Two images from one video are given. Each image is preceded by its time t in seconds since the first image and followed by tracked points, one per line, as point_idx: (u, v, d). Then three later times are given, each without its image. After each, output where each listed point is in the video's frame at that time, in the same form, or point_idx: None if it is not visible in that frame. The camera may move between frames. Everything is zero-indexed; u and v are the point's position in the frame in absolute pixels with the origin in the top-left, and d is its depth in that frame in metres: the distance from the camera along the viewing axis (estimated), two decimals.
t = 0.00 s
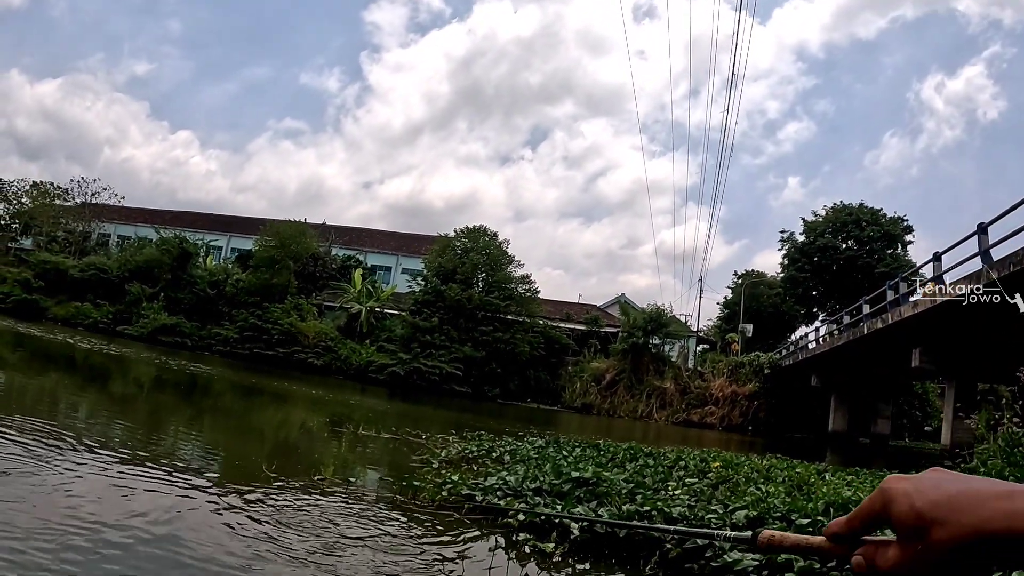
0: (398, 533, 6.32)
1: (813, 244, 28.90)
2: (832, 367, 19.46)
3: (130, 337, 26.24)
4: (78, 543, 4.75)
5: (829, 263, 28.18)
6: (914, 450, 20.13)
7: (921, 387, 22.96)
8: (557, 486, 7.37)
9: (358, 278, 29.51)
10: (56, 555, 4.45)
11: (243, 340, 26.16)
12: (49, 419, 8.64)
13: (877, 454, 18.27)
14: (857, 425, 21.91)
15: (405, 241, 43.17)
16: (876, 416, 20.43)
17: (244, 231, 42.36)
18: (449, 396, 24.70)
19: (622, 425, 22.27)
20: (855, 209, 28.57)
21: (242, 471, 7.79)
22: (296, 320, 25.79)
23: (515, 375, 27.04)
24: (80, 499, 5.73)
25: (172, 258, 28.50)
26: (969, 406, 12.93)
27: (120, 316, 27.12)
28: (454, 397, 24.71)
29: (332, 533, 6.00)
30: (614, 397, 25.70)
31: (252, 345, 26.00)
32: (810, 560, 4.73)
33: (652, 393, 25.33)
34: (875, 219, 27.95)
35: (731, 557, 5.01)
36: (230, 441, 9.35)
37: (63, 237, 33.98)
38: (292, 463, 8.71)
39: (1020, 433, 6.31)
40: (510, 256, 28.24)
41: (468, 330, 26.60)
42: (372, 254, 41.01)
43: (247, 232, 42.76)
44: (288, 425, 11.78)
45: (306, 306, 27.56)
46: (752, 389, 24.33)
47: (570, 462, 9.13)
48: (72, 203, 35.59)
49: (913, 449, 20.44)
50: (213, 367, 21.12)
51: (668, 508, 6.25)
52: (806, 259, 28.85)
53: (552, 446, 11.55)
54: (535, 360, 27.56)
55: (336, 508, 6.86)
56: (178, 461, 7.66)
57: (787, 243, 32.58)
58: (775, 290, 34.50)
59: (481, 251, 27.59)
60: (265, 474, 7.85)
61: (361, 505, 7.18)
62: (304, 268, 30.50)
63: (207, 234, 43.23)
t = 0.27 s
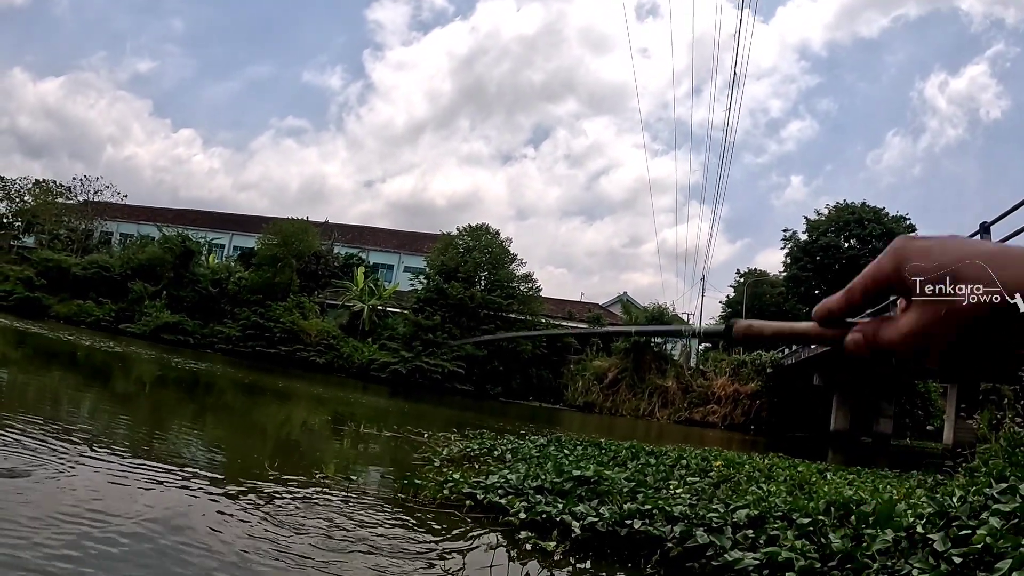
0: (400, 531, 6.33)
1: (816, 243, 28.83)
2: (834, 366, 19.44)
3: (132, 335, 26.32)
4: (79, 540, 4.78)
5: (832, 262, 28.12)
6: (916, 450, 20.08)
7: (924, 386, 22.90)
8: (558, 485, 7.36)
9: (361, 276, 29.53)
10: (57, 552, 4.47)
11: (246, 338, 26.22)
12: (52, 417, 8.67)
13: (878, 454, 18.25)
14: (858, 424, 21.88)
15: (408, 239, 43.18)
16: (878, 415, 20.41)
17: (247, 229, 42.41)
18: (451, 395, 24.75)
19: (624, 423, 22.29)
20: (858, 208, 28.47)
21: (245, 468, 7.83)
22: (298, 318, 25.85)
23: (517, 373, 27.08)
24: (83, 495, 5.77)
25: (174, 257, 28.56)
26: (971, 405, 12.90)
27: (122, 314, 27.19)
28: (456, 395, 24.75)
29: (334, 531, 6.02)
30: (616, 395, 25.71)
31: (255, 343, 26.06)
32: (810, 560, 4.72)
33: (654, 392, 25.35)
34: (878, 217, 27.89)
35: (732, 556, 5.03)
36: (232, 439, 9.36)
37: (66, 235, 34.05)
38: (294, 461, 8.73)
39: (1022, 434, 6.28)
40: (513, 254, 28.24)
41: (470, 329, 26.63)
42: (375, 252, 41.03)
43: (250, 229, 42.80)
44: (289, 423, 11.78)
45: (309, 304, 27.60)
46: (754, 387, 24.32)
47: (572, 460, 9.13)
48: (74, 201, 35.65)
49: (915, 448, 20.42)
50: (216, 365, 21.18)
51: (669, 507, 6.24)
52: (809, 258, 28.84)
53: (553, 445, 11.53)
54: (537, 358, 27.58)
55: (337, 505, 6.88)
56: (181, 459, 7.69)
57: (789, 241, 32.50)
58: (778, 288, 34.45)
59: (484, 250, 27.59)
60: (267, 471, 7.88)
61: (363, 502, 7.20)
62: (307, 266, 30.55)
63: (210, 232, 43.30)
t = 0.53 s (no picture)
0: (399, 529, 6.34)
1: (817, 242, 28.79)
2: (835, 365, 19.43)
3: (133, 333, 26.35)
4: (79, 537, 4.78)
5: (833, 261, 28.10)
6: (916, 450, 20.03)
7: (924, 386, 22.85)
8: (558, 483, 7.37)
9: (362, 275, 29.56)
10: (56, 549, 4.48)
11: (247, 336, 26.24)
12: (52, 414, 8.68)
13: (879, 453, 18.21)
14: (858, 424, 21.85)
15: (409, 237, 43.18)
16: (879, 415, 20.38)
17: (248, 227, 42.42)
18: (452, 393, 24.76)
19: (624, 422, 22.28)
20: (859, 207, 28.43)
21: (244, 466, 7.84)
22: (299, 316, 25.85)
23: (518, 372, 27.09)
24: (82, 493, 5.77)
25: (175, 255, 28.57)
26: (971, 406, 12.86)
27: (123, 312, 27.20)
28: (456, 393, 24.75)
29: (334, 529, 6.02)
30: (617, 393, 25.72)
31: (256, 342, 26.08)
32: (810, 558, 4.73)
33: (654, 390, 25.35)
34: (880, 216, 27.85)
35: (732, 555, 5.03)
36: (233, 437, 9.38)
37: (67, 233, 34.08)
38: (294, 458, 8.75)
39: (1022, 434, 6.30)
40: (514, 252, 28.24)
41: (471, 327, 26.64)
42: (376, 250, 41.04)
43: (251, 227, 42.82)
44: (290, 421, 11.82)
45: (309, 302, 27.61)
46: (755, 386, 24.30)
47: (572, 459, 9.13)
48: (75, 199, 35.68)
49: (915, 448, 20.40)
50: (217, 363, 21.22)
51: (669, 506, 6.26)
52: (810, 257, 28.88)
53: (553, 444, 11.55)
54: (538, 356, 27.58)
55: (337, 503, 6.88)
56: (181, 456, 7.71)
57: (791, 240, 32.47)
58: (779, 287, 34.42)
59: (485, 248, 27.59)
60: (267, 468, 7.91)
61: (362, 500, 7.21)
62: (308, 264, 30.56)
63: (211, 230, 43.35)
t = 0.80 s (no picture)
0: (399, 527, 6.34)
1: (818, 241, 28.78)
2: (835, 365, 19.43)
3: (134, 331, 26.36)
4: (79, 535, 4.78)
5: (833, 261, 28.08)
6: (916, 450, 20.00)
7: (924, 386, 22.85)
8: (559, 481, 7.39)
9: (362, 273, 29.56)
10: (56, 547, 4.48)
11: (247, 334, 26.24)
12: (52, 412, 8.67)
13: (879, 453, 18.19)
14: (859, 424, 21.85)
15: (409, 236, 43.19)
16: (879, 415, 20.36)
17: (249, 226, 42.43)
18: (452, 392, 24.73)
19: (625, 421, 22.26)
20: (860, 206, 28.44)
21: (243, 464, 7.84)
22: (299, 314, 25.83)
23: (518, 371, 27.09)
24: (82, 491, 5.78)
25: (176, 253, 28.56)
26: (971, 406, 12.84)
27: (124, 310, 27.20)
28: (456, 392, 24.74)
29: (334, 527, 6.02)
30: (617, 392, 25.73)
31: (256, 340, 26.08)
32: (811, 558, 4.74)
33: (654, 389, 25.34)
34: (880, 216, 27.86)
35: (732, 554, 5.03)
36: (234, 435, 9.39)
37: (67, 231, 34.07)
38: (294, 457, 8.75)
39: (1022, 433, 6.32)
40: (514, 251, 28.23)
41: (472, 326, 26.63)
42: (376, 249, 41.05)
43: (251, 226, 42.83)
44: (291, 419, 11.82)
45: (310, 301, 27.60)
46: (755, 386, 24.28)
47: (572, 457, 9.13)
48: (76, 197, 35.67)
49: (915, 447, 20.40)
50: (217, 361, 21.23)
51: (669, 504, 6.27)
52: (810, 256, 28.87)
53: (554, 442, 11.58)
54: (538, 355, 27.57)
55: (337, 502, 6.89)
56: (180, 454, 7.71)
57: (791, 239, 32.49)
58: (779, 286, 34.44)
59: (485, 247, 27.61)
60: (266, 467, 7.90)
61: (362, 498, 7.21)
62: (308, 263, 30.56)
63: (211, 228, 43.34)
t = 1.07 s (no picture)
0: (400, 525, 6.38)
1: (817, 240, 28.78)
2: (834, 363, 19.46)
3: (133, 328, 26.36)
4: (81, 534, 4.79)
5: (833, 259, 28.11)
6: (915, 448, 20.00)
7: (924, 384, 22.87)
8: (558, 479, 7.39)
9: (362, 271, 29.57)
10: (58, 546, 4.48)
11: (246, 332, 26.24)
12: (52, 410, 8.69)
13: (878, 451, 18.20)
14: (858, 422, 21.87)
15: (409, 234, 43.18)
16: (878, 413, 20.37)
17: (248, 224, 42.42)
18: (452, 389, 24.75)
19: (624, 419, 22.30)
20: (859, 205, 28.46)
21: (244, 461, 7.88)
22: (299, 312, 25.84)
23: (518, 368, 27.11)
24: (84, 489, 5.79)
25: (175, 251, 28.56)
26: (970, 404, 12.84)
27: (123, 307, 27.19)
28: (456, 390, 24.76)
29: (335, 525, 6.06)
30: (617, 391, 25.76)
31: (256, 338, 26.08)
32: (811, 555, 4.75)
33: (654, 387, 25.37)
34: (879, 214, 27.88)
35: (732, 551, 5.04)
36: (234, 433, 9.41)
37: (66, 229, 34.05)
38: (294, 454, 8.78)
39: (1021, 431, 6.32)
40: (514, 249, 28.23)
41: (471, 324, 26.64)
42: (376, 247, 41.05)
43: (251, 224, 42.80)
44: (291, 417, 11.82)
45: (310, 299, 27.61)
46: (755, 384, 24.28)
47: (572, 455, 9.13)
48: (75, 195, 35.64)
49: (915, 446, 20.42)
50: (216, 359, 21.22)
51: (669, 502, 6.29)
52: (810, 255, 28.89)
53: (553, 440, 11.53)
54: (537, 353, 27.59)
55: (338, 500, 6.88)
56: (182, 452, 7.75)
57: (790, 238, 32.51)
58: (779, 285, 34.47)
59: (485, 245, 27.62)
60: (267, 464, 7.94)
61: (362, 495, 7.24)
62: (308, 261, 30.57)
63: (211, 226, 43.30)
